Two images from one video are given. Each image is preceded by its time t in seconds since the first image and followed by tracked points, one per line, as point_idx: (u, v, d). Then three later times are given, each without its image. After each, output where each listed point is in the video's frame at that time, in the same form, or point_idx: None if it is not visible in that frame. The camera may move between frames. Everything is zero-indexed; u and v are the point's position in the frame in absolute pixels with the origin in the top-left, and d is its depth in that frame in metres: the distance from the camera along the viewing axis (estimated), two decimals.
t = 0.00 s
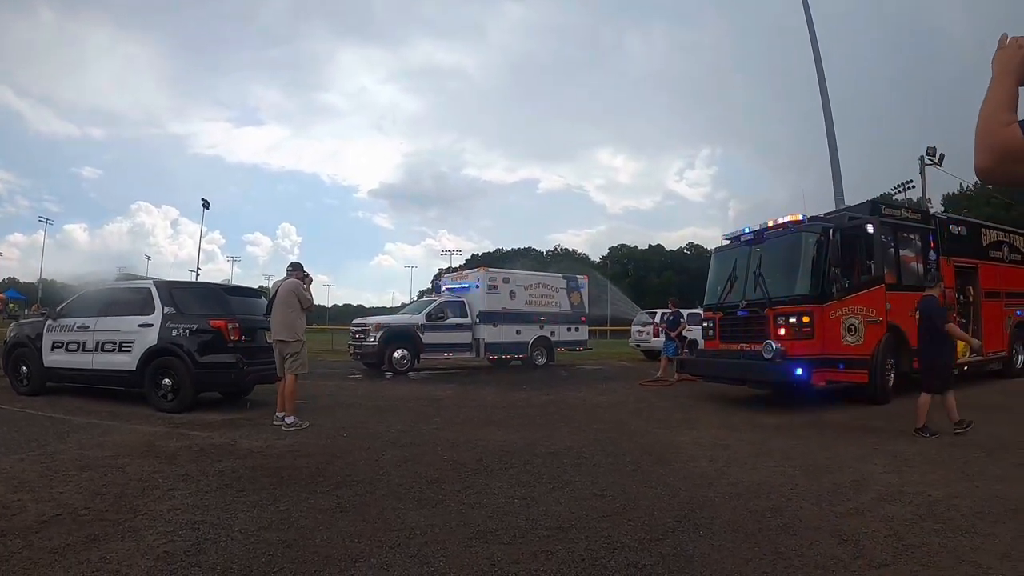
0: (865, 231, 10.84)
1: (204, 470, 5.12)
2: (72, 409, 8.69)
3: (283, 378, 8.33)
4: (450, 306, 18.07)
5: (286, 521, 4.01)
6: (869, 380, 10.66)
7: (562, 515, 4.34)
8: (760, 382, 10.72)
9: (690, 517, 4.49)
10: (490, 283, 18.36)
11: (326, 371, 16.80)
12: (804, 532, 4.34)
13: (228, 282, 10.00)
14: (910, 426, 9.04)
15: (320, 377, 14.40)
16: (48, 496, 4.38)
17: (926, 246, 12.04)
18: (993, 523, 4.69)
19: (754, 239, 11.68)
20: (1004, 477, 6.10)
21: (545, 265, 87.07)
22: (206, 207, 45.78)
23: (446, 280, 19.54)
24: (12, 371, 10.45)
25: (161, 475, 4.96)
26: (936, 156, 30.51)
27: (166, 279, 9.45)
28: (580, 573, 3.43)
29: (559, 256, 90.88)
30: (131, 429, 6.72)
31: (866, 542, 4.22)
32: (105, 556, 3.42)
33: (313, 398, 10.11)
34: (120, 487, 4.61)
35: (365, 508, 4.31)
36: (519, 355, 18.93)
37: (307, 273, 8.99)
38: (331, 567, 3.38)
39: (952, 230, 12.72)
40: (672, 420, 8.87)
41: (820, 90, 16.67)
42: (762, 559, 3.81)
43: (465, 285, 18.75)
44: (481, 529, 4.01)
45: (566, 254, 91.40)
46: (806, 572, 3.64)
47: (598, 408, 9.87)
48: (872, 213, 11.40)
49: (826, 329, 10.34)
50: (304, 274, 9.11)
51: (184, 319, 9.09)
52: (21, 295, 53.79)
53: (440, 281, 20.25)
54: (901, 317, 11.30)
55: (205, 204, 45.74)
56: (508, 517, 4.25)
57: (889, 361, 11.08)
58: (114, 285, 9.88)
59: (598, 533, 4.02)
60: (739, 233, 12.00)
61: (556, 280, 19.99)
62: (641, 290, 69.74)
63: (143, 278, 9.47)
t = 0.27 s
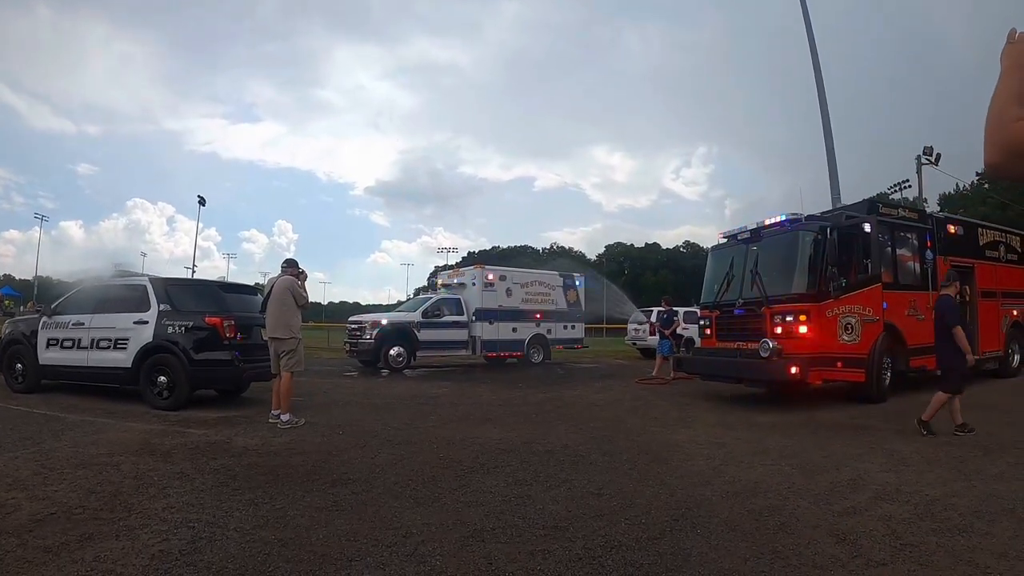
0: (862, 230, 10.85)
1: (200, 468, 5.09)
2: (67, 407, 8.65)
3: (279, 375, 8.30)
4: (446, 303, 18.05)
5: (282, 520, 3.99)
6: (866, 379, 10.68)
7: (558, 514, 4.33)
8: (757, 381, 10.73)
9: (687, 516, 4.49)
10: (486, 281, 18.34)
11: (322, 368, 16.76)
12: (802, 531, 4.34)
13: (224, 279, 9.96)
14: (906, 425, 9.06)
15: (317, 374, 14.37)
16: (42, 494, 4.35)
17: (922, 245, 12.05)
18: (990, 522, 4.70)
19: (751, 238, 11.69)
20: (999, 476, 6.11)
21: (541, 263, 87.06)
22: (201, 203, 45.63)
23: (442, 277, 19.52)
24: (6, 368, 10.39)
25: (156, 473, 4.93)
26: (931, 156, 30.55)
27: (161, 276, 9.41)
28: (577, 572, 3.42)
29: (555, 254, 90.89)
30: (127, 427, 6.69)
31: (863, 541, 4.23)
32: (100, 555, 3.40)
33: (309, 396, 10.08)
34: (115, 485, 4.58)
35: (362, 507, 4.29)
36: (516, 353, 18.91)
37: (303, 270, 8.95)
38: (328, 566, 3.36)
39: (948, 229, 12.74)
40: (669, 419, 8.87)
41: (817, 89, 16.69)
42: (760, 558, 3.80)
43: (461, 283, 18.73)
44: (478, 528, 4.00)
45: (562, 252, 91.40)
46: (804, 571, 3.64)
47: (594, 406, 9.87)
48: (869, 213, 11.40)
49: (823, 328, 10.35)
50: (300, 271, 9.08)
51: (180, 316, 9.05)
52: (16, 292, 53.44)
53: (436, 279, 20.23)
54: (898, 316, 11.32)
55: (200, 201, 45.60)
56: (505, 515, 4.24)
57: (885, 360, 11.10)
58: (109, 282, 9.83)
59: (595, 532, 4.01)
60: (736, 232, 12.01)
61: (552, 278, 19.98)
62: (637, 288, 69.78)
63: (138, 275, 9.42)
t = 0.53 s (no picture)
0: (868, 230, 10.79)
1: (204, 461, 5.09)
2: (72, 399, 8.66)
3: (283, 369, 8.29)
4: (451, 298, 18.03)
5: (285, 514, 3.98)
6: (871, 379, 10.63)
7: (562, 510, 4.31)
8: (761, 379, 10.69)
9: (692, 514, 4.46)
10: (491, 276, 18.32)
11: (326, 362, 16.76)
12: (806, 531, 4.31)
13: (228, 273, 9.95)
14: (911, 425, 9.02)
15: (321, 368, 14.39)
16: (45, 486, 4.35)
17: (929, 245, 11.98)
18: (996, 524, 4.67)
19: (757, 236, 11.64)
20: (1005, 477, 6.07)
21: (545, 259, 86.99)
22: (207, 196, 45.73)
23: (447, 272, 19.50)
24: (11, 360, 10.42)
25: (160, 466, 4.93)
26: (939, 155, 30.37)
27: (166, 269, 9.41)
28: (582, 570, 3.40)
29: (560, 250, 90.83)
30: (130, 419, 6.69)
31: (868, 542, 4.20)
32: (102, 548, 3.39)
33: (312, 390, 10.08)
34: (118, 478, 4.58)
35: (365, 502, 4.28)
36: (519, 349, 18.89)
37: (307, 265, 8.94)
38: (331, 561, 3.35)
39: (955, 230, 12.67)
40: (673, 416, 8.84)
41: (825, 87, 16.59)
42: (765, 558, 3.78)
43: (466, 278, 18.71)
44: (482, 524, 3.98)
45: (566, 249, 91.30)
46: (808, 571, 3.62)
47: (598, 403, 9.85)
48: (875, 212, 11.34)
49: (828, 327, 10.30)
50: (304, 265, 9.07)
51: (184, 309, 9.05)
52: (22, 284, 53.66)
53: (440, 274, 20.21)
54: (904, 316, 11.26)
55: (206, 194, 45.71)
56: (509, 512, 4.22)
57: (891, 361, 11.04)
58: (114, 274, 9.84)
59: (599, 530, 3.99)
60: (742, 230, 11.96)
61: (557, 274, 19.94)
62: (641, 286, 69.66)
63: (143, 268, 9.42)
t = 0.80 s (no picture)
0: (878, 229, 10.70)
1: (209, 456, 5.09)
2: (79, 394, 8.70)
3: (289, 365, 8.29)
4: (457, 296, 18.03)
5: (290, 510, 3.97)
6: (879, 378, 10.54)
7: (568, 509, 4.28)
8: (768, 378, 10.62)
9: (699, 513, 4.43)
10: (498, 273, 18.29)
11: (333, 359, 16.79)
12: (814, 532, 4.27)
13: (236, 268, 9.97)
14: (920, 425, 8.94)
15: (328, 364, 14.41)
16: (51, 480, 4.36)
17: (939, 245, 11.87)
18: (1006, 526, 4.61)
19: (766, 234, 11.56)
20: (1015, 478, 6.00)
21: (552, 257, 86.95)
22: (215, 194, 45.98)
23: (454, 270, 19.50)
24: (21, 354, 10.48)
25: (166, 460, 4.94)
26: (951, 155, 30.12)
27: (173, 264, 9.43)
28: (589, 568, 3.37)
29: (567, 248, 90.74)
30: (137, 414, 6.71)
31: (876, 543, 4.15)
32: (106, 542, 3.39)
33: (319, 386, 10.08)
34: (124, 472, 4.59)
35: (370, 499, 4.26)
36: (526, 346, 18.87)
37: (314, 260, 8.94)
38: (337, 557, 3.33)
39: (966, 229, 12.55)
40: (680, 415, 8.79)
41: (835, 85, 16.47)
42: (772, 558, 3.74)
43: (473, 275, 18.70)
44: (487, 521, 3.96)
45: (573, 246, 91.27)
46: (816, 572, 3.58)
47: (604, 401, 9.81)
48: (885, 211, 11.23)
49: (837, 326, 10.22)
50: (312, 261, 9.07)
51: (191, 304, 9.08)
52: (32, 280, 53.99)
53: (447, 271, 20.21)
54: (913, 315, 11.17)
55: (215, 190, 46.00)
56: (514, 509, 4.20)
57: (899, 361, 10.95)
58: (122, 270, 9.87)
59: (605, 528, 3.96)
60: (750, 228, 11.89)
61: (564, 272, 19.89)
62: (649, 284, 69.48)
63: (150, 263, 9.45)
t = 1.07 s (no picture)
0: (877, 220, 10.67)
1: (207, 455, 5.07)
2: (77, 395, 8.67)
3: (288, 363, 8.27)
4: (456, 292, 18.00)
5: (287, 509, 3.95)
6: (879, 371, 10.53)
7: (567, 504, 4.28)
8: (768, 371, 10.61)
9: (699, 508, 4.41)
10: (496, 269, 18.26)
11: (332, 356, 16.78)
12: (816, 526, 4.26)
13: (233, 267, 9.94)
14: (921, 418, 8.93)
15: (327, 362, 14.40)
16: (48, 481, 4.34)
17: (938, 237, 11.85)
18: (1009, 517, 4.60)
19: (764, 227, 11.54)
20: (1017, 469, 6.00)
21: (551, 252, 86.92)
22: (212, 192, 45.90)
23: (452, 266, 19.46)
24: (18, 355, 10.45)
25: (164, 460, 4.92)
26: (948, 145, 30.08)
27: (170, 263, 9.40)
28: (588, 564, 3.36)
29: (565, 243, 90.68)
30: (135, 414, 6.68)
31: (878, 537, 4.14)
32: (103, 543, 3.37)
33: (318, 384, 10.07)
34: (121, 473, 4.57)
35: (368, 496, 4.25)
36: (526, 341, 18.85)
37: (311, 258, 8.92)
38: (334, 556, 3.32)
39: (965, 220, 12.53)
40: (680, 409, 8.78)
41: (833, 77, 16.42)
42: (774, 552, 3.73)
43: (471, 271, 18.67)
44: (486, 518, 3.95)
45: (572, 241, 91.23)
46: (818, 566, 3.56)
47: (603, 396, 9.80)
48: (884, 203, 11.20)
49: (837, 319, 10.20)
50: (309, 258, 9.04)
51: (188, 303, 9.05)
52: (31, 281, 53.91)
53: (446, 267, 20.18)
54: (912, 307, 11.15)
55: (211, 188, 45.93)
56: (513, 506, 4.19)
57: (899, 353, 10.94)
58: (119, 269, 9.84)
59: (605, 524, 3.95)
60: (749, 221, 11.86)
61: (563, 266, 19.87)
62: (648, 278, 69.47)
63: (147, 262, 9.42)
